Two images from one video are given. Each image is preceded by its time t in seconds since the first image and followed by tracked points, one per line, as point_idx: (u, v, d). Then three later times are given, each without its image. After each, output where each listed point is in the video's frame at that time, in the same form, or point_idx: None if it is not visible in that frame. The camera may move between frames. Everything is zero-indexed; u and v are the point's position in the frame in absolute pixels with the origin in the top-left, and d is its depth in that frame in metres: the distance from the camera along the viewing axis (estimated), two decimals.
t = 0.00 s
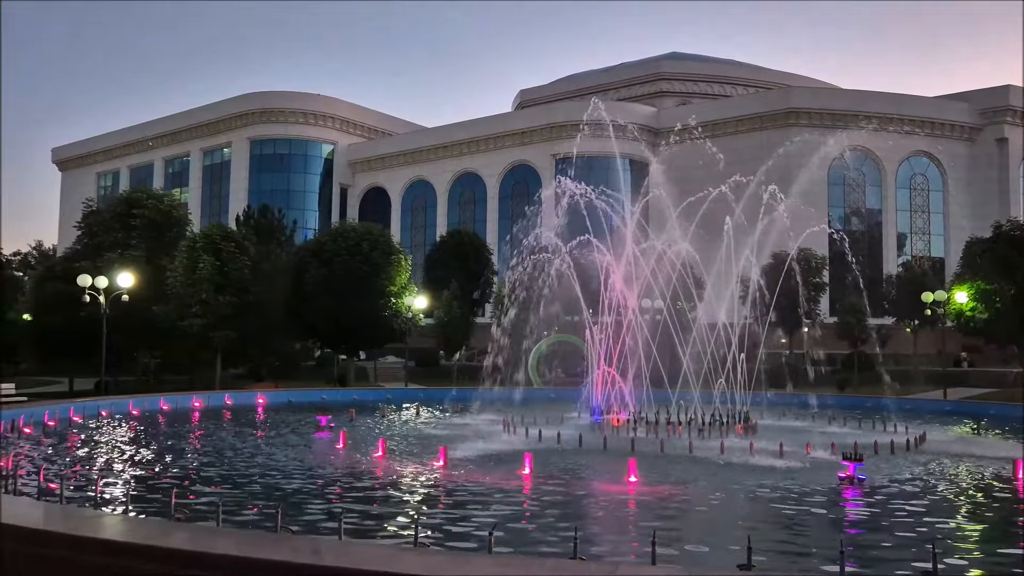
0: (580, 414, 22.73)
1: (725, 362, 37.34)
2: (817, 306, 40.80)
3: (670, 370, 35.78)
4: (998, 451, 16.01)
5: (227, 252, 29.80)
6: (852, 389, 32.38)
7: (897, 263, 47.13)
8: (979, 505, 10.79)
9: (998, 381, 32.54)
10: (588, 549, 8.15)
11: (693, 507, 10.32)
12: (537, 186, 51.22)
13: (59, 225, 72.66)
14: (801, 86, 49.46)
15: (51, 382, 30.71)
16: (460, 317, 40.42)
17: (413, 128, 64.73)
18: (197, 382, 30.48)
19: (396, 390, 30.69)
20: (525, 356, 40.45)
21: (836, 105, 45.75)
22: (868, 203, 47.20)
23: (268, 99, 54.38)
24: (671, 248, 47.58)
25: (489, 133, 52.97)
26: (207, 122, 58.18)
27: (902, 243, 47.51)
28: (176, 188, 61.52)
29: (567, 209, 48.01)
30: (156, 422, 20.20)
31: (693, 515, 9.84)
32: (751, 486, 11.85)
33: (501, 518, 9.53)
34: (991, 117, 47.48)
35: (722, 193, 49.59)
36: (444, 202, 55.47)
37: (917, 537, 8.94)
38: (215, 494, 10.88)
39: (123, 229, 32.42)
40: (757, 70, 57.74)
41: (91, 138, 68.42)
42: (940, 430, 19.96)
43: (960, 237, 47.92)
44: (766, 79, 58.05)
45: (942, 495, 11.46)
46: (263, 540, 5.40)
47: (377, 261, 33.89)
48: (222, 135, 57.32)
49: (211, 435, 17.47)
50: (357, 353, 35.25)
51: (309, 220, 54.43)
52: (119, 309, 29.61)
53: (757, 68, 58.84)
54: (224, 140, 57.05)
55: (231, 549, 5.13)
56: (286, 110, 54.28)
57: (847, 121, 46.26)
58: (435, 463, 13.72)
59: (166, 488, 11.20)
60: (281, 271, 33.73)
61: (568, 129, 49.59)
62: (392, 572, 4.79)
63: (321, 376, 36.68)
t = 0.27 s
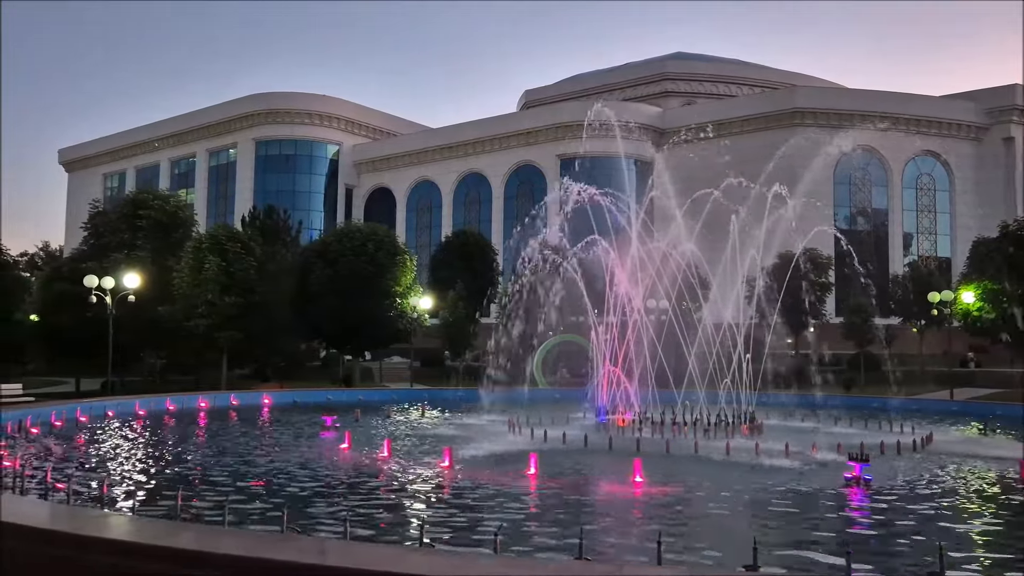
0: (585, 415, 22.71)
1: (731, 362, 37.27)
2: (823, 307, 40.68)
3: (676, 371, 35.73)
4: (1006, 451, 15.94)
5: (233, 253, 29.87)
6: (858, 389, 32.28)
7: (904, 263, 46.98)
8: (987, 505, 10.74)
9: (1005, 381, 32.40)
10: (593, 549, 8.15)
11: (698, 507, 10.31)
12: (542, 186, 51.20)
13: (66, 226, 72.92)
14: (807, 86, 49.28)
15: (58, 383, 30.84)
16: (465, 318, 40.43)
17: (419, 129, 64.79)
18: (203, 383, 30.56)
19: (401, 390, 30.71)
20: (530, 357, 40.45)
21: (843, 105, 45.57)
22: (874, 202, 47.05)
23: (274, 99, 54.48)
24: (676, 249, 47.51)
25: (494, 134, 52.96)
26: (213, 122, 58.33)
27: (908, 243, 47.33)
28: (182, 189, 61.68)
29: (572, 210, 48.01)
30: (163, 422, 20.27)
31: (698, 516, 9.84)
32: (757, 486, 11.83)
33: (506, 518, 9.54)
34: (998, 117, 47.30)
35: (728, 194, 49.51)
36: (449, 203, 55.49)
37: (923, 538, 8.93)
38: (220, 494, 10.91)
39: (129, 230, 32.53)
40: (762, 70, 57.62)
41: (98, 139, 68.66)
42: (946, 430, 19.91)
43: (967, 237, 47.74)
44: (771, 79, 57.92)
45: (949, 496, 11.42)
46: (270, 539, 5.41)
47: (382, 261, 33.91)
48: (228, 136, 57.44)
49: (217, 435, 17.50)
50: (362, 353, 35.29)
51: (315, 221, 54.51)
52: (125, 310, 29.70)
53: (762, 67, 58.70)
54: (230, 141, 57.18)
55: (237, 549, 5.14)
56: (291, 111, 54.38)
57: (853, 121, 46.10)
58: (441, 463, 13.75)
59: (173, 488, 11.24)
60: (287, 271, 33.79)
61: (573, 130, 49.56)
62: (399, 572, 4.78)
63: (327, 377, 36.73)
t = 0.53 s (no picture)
0: (591, 415, 22.70)
1: (737, 362, 37.23)
2: (829, 307, 40.59)
3: (681, 371, 35.73)
4: (1013, 452, 15.88)
5: (239, 254, 29.93)
6: (864, 390, 32.21)
7: (910, 263, 46.85)
8: (994, 506, 10.69)
9: (1012, 382, 32.30)
10: (598, 549, 8.14)
11: (705, 508, 10.29)
12: (547, 186, 51.20)
13: (73, 227, 73.21)
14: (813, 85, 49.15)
15: (65, 383, 30.96)
16: (470, 318, 40.46)
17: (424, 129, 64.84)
18: (209, 383, 30.65)
19: (407, 390, 30.74)
20: (536, 357, 40.48)
21: (849, 104, 45.44)
22: (880, 202, 46.95)
23: (280, 100, 54.58)
24: (681, 249, 47.48)
25: (499, 134, 52.97)
26: (219, 124, 58.49)
27: (915, 243, 47.20)
28: (188, 190, 61.86)
29: (578, 210, 48.02)
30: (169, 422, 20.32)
31: (705, 516, 9.81)
32: (763, 487, 11.81)
33: (512, 519, 9.54)
34: (1005, 116, 47.12)
35: (733, 194, 49.46)
36: (454, 203, 55.53)
37: (930, 538, 8.89)
38: (226, 494, 10.95)
39: (135, 230, 32.63)
40: (768, 70, 57.49)
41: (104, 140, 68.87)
42: (953, 431, 19.84)
43: (974, 237, 47.58)
44: (777, 79, 57.81)
45: (956, 496, 11.38)
46: (276, 540, 5.42)
47: (387, 262, 33.95)
48: (233, 137, 57.58)
49: (223, 436, 17.53)
50: (367, 354, 35.34)
51: (320, 221, 54.60)
52: (132, 310, 29.79)
53: (768, 67, 58.60)
54: (235, 142, 57.31)
55: (243, 549, 5.14)
56: (297, 112, 54.48)
57: (859, 121, 45.96)
58: (446, 463, 13.76)
59: (179, 489, 11.27)
60: (293, 272, 33.84)
61: (578, 130, 49.56)
62: (407, 572, 4.78)
63: (333, 377, 36.79)
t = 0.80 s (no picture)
0: (596, 415, 22.68)
1: (743, 362, 37.19)
2: (835, 307, 40.48)
3: (687, 372, 35.70)
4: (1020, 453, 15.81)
5: (245, 254, 29.99)
6: (871, 390, 32.12)
7: (917, 263, 46.71)
8: (1001, 508, 10.64)
9: (1020, 382, 32.16)
10: (603, 550, 8.14)
11: (710, 509, 10.28)
12: (553, 187, 51.20)
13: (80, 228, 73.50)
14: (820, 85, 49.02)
15: (72, 383, 31.09)
16: (476, 319, 40.48)
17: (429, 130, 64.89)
18: (215, 383, 30.74)
19: (412, 391, 30.77)
20: (542, 358, 40.49)
21: (856, 104, 45.33)
22: (887, 202, 46.79)
23: (286, 101, 54.69)
24: (687, 249, 47.43)
25: (505, 135, 52.98)
26: (225, 125, 58.64)
27: (922, 243, 47.04)
28: (195, 191, 62.04)
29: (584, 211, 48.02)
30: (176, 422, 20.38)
31: (710, 517, 9.80)
32: (768, 488, 11.79)
33: (517, 519, 9.55)
34: (1012, 116, 46.92)
35: (739, 194, 49.40)
36: (460, 204, 55.56)
37: (936, 540, 8.86)
38: (232, 494, 10.97)
39: (142, 231, 32.73)
40: (773, 69, 57.40)
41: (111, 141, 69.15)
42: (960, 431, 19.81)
43: (981, 237, 47.39)
44: (783, 78, 57.68)
45: (963, 497, 11.33)
46: (281, 540, 5.43)
47: (393, 263, 33.98)
48: (239, 138, 57.73)
49: (229, 436, 17.58)
50: (373, 354, 35.38)
51: (326, 222, 54.70)
52: (138, 311, 29.89)
53: (774, 66, 58.46)
54: (241, 143, 57.45)
55: (248, 548, 5.16)
56: (302, 112, 54.58)
57: (866, 121, 45.81)
58: (452, 464, 13.78)
59: (185, 489, 11.30)
60: (299, 272, 33.91)
61: (584, 131, 49.53)
62: (410, 572, 4.78)
63: (339, 377, 36.85)
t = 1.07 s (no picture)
0: (602, 415, 22.67)
1: (749, 362, 37.14)
2: (842, 307, 40.36)
3: (693, 372, 35.67)
4: None
5: (251, 255, 30.06)
6: (877, 391, 32.03)
7: (924, 263, 46.57)
8: (1009, 509, 10.59)
9: None
10: (609, 551, 8.13)
11: (716, 509, 10.26)
12: (558, 187, 51.17)
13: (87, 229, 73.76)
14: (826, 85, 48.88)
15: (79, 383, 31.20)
16: (482, 319, 40.50)
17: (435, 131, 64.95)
18: (221, 383, 30.83)
19: (418, 391, 30.81)
20: (547, 358, 40.48)
21: (862, 104, 45.20)
22: (894, 202, 46.65)
23: (292, 102, 54.79)
24: (693, 249, 47.38)
25: (510, 135, 52.98)
26: (231, 126, 58.77)
27: (928, 243, 46.90)
28: (201, 192, 62.20)
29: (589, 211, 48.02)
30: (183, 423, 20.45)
31: (717, 517, 9.79)
32: (775, 488, 11.77)
33: (523, 520, 9.54)
34: (1020, 115, 46.72)
35: (746, 194, 49.31)
36: (465, 204, 55.58)
37: (944, 541, 8.82)
38: (240, 495, 11.01)
39: (149, 232, 32.84)
40: (779, 69, 57.26)
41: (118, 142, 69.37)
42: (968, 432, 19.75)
43: (988, 237, 47.22)
44: (789, 78, 57.55)
45: (971, 499, 11.28)
46: (288, 540, 5.43)
47: (399, 263, 34.02)
48: (246, 139, 57.86)
49: (235, 436, 17.63)
50: (379, 354, 35.44)
51: (332, 223, 54.79)
52: (145, 311, 29.98)
53: (780, 66, 58.32)
54: (248, 144, 57.58)
55: (255, 549, 5.15)
56: (308, 113, 54.68)
57: (872, 121, 45.66)
58: (458, 464, 13.80)
59: (192, 489, 11.33)
60: (305, 273, 33.98)
61: (589, 131, 49.51)
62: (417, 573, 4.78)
63: (345, 378, 36.91)
